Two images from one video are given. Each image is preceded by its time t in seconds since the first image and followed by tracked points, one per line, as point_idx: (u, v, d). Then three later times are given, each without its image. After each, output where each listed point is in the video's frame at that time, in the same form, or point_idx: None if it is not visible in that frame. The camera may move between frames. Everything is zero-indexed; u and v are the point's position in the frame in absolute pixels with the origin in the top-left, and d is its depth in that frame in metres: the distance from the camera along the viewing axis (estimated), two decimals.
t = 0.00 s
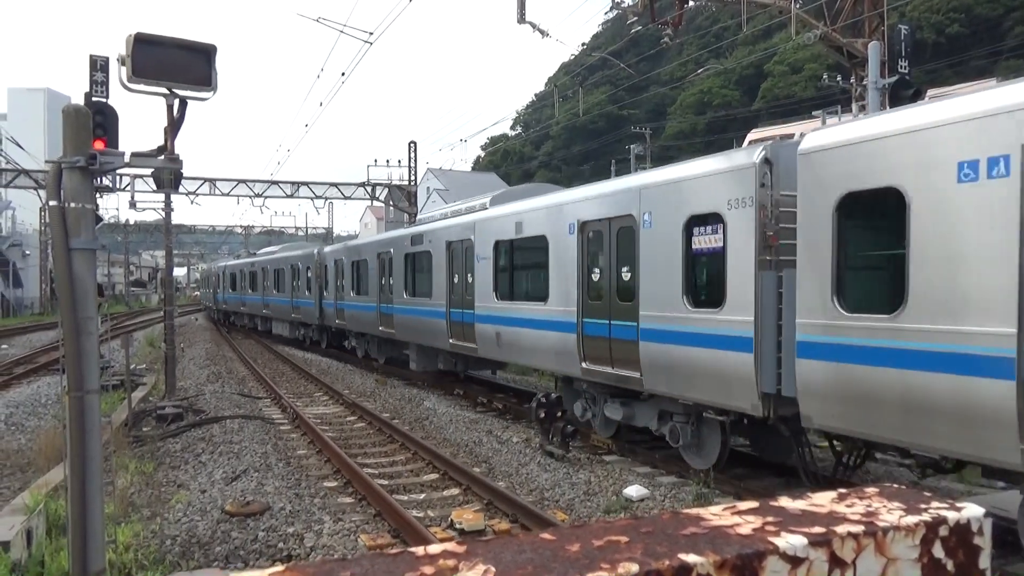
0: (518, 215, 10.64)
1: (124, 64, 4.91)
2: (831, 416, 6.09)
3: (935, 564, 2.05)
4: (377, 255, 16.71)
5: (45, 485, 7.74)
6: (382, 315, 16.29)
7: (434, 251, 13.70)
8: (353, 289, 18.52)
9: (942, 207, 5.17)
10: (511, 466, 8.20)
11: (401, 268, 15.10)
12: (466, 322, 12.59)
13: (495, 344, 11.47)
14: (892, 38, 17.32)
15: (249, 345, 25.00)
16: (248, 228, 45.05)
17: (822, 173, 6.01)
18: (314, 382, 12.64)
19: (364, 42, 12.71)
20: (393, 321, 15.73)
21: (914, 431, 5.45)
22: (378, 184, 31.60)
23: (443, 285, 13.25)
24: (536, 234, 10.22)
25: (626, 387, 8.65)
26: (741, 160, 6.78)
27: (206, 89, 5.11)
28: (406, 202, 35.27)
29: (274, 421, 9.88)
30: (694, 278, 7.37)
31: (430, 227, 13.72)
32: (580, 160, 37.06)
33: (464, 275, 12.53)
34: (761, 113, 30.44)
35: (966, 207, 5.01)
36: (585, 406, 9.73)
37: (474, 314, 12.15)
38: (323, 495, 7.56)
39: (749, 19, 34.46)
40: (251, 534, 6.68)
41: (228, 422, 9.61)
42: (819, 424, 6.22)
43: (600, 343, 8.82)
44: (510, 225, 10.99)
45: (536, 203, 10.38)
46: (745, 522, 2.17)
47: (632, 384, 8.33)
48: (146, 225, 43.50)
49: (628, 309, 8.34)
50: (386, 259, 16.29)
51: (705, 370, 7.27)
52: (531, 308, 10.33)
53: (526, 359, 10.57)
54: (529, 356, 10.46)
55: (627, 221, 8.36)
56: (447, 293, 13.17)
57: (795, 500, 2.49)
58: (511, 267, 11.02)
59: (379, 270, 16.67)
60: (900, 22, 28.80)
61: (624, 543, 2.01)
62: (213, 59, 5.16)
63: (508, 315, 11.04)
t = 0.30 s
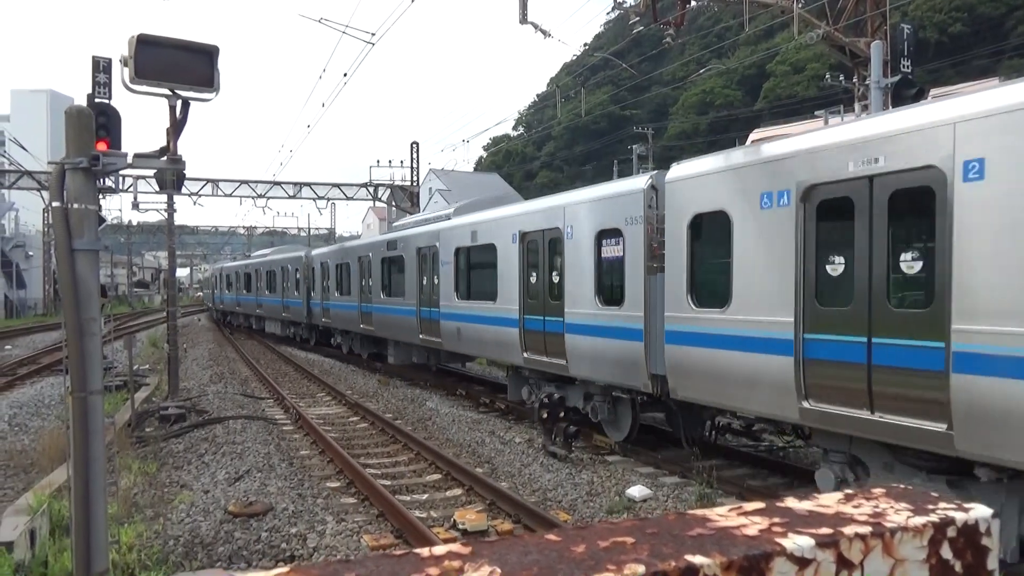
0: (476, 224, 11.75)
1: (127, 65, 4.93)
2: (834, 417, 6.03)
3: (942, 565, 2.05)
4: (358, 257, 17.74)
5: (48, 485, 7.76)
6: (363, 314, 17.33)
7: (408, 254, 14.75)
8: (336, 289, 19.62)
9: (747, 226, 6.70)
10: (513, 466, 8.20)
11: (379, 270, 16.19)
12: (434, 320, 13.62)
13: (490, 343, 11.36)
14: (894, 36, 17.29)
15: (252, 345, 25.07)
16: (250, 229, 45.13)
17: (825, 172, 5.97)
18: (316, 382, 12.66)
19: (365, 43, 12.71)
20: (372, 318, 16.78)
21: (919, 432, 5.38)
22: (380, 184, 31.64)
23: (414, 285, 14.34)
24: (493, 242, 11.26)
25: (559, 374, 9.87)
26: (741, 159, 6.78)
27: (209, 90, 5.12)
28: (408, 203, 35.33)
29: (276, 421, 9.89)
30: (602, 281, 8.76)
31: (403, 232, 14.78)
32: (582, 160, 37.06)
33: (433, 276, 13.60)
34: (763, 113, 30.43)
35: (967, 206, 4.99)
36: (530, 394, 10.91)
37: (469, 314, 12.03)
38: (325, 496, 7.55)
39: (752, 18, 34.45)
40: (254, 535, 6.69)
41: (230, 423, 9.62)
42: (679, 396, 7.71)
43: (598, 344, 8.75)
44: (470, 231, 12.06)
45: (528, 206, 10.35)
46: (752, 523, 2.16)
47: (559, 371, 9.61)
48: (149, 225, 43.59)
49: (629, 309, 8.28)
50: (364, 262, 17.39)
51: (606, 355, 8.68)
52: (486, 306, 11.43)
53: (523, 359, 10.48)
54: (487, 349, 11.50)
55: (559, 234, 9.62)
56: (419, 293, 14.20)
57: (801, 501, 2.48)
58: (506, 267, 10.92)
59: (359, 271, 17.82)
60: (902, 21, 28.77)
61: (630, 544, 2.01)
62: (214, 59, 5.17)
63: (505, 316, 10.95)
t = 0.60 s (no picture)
0: (445, 231, 13.44)
1: (132, 65, 4.93)
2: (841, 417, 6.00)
3: (955, 567, 2.04)
4: (342, 260, 19.36)
5: (53, 485, 7.78)
6: (349, 312, 18.91)
7: (388, 258, 16.38)
8: (324, 289, 21.11)
9: (634, 240, 8.27)
10: (516, 467, 8.18)
11: (362, 272, 17.75)
12: (410, 318, 15.22)
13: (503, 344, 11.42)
14: (898, 36, 17.30)
15: (256, 345, 25.09)
16: (254, 229, 45.19)
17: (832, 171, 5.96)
18: (320, 382, 12.67)
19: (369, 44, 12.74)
20: (356, 315, 18.41)
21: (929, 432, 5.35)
22: (384, 185, 31.67)
23: (393, 286, 15.95)
24: (460, 249, 12.90)
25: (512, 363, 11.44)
26: (748, 158, 6.79)
27: (214, 91, 5.13)
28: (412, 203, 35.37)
29: (280, 422, 9.89)
30: (543, 283, 10.34)
31: (384, 237, 16.34)
32: (585, 160, 37.06)
33: (408, 277, 15.17)
34: (767, 113, 30.43)
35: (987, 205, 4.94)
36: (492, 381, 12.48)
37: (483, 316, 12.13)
38: (329, 496, 7.56)
39: (755, 18, 34.43)
40: (258, 535, 6.69)
41: (235, 423, 9.62)
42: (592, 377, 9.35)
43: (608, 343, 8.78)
44: (442, 238, 13.61)
45: (544, 206, 10.46)
46: (763, 525, 2.17)
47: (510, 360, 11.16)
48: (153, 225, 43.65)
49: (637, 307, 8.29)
50: (350, 264, 18.96)
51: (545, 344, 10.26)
52: (454, 305, 13.07)
53: (538, 361, 10.54)
54: (457, 343, 13.08)
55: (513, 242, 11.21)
56: (397, 293, 15.81)
57: (812, 503, 2.49)
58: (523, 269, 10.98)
59: (345, 273, 19.40)
60: (906, 21, 28.75)
61: (641, 547, 2.02)
62: (219, 59, 5.17)
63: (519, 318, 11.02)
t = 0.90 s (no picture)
0: (422, 236, 14.67)
1: (138, 66, 4.95)
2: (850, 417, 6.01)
3: (973, 570, 2.03)
4: (332, 261, 20.71)
5: (59, 484, 7.81)
6: (337, 310, 20.28)
7: (372, 260, 17.68)
8: (315, 288, 22.45)
9: (568, 245, 9.69)
10: (521, 467, 8.18)
11: (349, 273, 19.12)
12: (392, 315, 16.51)
13: (505, 343, 11.47)
14: (905, 36, 17.27)
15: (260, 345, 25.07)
16: (259, 229, 45.28)
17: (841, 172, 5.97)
18: (325, 382, 12.69)
19: (374, 44, 12.77)
20: (344, 313, 19.70)
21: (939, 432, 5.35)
22: (388, 185, 31.73)
23: (376, 286, 17.26)
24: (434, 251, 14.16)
25: (477, 353, 12.77)
26: (755, 159, 6.80)
27: (220, 91, 5.14)
28: (416, 203, 35.41)
29: (285, 421, 9.90)
30: (500, 282, 11.65)
31: (370, 241, 17.60)
32: (590, 160, 37.04)
33: (389, 278, 16.54)
34: (772, 113, 30.36)
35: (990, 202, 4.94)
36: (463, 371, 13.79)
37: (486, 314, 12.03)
38: (335, 496, 7.58)
39: (760, 18, 34.37)
40: (264, 534, 6.71)
41: (240, 422, 9.63)
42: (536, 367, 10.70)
43: (615, 344, 8.74)
44: (417, 243, 15.00)
45: (546, 203, 10.30)
46: (780, 527, 2.23)
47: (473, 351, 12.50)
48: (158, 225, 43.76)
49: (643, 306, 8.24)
50: (338, 265, 20.37)
51: (500, 337, 11.61)
52: (428, 303, 14.34)
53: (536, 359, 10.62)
54: (433, 338, 14.30)
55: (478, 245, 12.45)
56: (380, 293, 17.07)
57: (828, 505, 2.52)
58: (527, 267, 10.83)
59: (334, 273, 20.76)
60: (912, 21, 28.68)
61: (658, 549, 2.02)
62: (225, 59, 5.18)
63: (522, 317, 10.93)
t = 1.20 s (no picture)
0: (404, 241, 16.14)
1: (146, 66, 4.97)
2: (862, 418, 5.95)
3: (993, 571, 2.03)
4: (324, 262, 22.17)
5: (66, 482, 7.84)
6: (328, 308, 21.83)
7: (360, 263, 19.26)
8: (309, 288, 23.86)
9: (519, 253, 11.22)
10: (527, 466, 8.17)
11: (340, 273, 20.60)
12: (377, 313, 18.03)
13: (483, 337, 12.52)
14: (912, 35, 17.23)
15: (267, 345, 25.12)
16: (264, 229, 45.39)
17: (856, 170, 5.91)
18: (330, 382, 12.70)
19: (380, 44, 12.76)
20: (336, 311, 21.25)
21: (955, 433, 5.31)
22: (394, 185, 31.77)
23: (364, 285, 18.76)
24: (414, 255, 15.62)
25: (450, 345, 14.25)
26: (764, 159, 6.79)
27: (228, 91, 5.15)
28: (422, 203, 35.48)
29: (291, 420, 9.90)
30: (469, 282, 13.02)
31: (357, 245, 19.12)
32: (595, 160, 37.06)
33: (375, 278, 18.04)
34: (778, 113, 30.29)
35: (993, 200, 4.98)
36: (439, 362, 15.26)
37: (493, 314, 12.06)
38: (340, 495, 7.60)
39: (767, 18, 34.31)
40: (270, 533, 6.72)
41: (246, 421, 9.64)
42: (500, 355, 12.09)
43: (624, 344, 8.70)
44: (400, 246, 16.48)
45: (554, 203, 10.26)
46: (798, 528, 2.26)
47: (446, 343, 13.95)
48: (164, 225, 43.90)
49: (657, 307, 8.20)
50: (330, 266, 21.82)
51: (468, 330, 13.09)
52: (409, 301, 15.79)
53: (541, 358, 10.69)
54: (414, 332, 15.74)
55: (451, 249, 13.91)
56: (366, 292, 18.59)
57: (847, 505, 2.53)
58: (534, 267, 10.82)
59: (326, 274, 22.20)
60: (919, 20, 28.58)
61: (677, 549, 2.02)
62: (232, 59, 5.19)
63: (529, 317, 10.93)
